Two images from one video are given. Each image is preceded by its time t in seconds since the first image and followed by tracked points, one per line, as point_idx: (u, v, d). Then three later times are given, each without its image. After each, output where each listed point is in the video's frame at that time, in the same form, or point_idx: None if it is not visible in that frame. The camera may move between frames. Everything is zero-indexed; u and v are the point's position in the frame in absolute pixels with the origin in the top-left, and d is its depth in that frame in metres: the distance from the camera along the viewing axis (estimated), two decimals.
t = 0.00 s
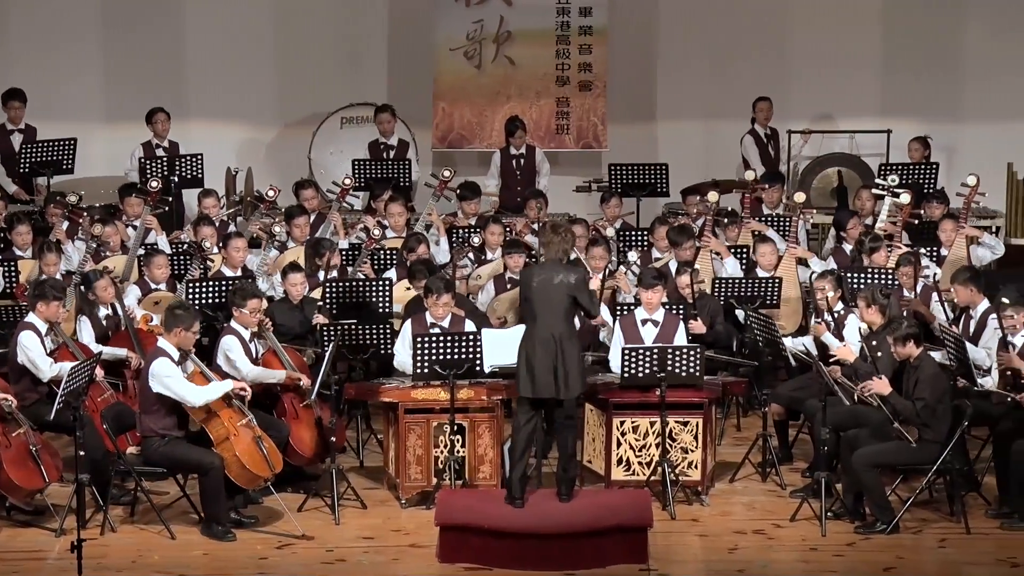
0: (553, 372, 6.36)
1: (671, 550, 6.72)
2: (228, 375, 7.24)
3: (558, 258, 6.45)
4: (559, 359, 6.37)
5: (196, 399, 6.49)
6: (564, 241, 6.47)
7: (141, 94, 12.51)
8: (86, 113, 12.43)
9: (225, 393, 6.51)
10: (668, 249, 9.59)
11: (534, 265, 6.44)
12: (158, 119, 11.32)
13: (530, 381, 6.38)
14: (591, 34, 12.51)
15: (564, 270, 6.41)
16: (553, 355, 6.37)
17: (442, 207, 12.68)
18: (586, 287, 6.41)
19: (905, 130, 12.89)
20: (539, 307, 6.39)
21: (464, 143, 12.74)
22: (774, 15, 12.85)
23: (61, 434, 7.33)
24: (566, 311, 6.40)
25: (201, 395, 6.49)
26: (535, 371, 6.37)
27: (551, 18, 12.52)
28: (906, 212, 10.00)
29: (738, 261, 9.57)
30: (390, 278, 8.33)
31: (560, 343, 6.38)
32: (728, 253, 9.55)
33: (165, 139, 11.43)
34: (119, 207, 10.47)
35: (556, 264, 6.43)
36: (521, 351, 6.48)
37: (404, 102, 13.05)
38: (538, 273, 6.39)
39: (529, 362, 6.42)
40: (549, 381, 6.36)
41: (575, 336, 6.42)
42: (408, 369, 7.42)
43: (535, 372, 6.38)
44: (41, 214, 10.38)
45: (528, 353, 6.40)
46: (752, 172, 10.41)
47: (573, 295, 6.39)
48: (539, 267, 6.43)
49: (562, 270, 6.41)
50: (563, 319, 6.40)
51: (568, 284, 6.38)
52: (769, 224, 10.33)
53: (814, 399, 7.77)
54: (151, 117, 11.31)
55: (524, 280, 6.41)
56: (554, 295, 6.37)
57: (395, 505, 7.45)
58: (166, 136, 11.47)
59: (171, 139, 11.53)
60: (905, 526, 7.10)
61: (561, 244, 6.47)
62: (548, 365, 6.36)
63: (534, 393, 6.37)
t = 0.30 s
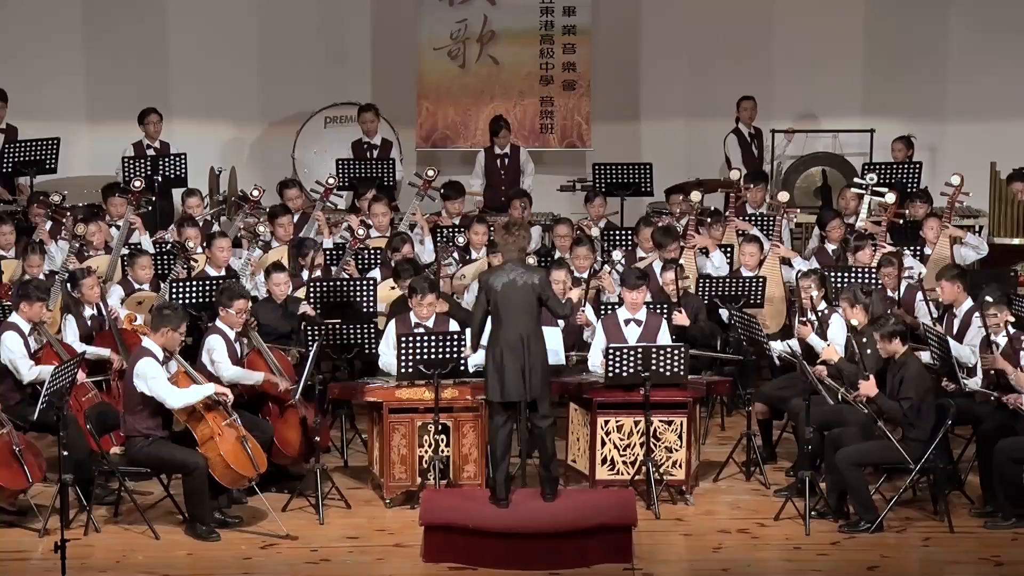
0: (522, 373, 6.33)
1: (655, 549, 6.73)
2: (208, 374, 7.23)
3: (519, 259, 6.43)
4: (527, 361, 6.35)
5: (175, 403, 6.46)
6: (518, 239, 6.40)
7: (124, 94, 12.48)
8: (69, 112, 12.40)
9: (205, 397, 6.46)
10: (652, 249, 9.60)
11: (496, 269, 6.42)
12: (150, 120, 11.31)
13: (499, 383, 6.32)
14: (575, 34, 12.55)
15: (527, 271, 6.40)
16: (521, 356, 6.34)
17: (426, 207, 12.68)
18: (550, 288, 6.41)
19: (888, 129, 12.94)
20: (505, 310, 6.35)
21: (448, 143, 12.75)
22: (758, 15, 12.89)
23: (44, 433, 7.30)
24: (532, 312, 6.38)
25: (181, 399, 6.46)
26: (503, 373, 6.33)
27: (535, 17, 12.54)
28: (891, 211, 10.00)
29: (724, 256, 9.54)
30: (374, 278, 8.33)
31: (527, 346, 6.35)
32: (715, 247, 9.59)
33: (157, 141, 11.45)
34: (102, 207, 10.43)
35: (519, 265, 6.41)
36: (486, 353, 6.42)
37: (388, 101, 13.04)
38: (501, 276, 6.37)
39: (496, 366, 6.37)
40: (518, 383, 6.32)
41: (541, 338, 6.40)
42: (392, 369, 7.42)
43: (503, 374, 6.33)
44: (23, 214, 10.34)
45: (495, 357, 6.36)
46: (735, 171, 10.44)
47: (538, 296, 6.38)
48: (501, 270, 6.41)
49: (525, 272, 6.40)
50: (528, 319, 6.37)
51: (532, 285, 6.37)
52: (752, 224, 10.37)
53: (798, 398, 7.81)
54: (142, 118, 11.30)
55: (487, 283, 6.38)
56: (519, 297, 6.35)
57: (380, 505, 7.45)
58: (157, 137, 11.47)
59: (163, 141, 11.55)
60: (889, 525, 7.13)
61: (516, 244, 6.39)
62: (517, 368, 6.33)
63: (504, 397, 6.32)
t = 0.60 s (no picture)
0: (494, 377, 6.18)
1: (640, 548, 6.74)
2: (193, 376, 7.20)
3: (493, 261, 6.24)
4: (500, 364, 6.19)
5: (154, 407, 6.46)
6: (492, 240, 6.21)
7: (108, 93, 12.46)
8: (53, 112, 12.38)
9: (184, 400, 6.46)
10: (637, 249, 9.56)
11: (469, 270, 6.25)
12: (138, 120, 11.28)
13: (467, 384, 6.21)
14: (559, 34, 12.61)
15: (501, 273, 6.22)
16: (490, 358, 6.19)
17: (411, 207, 12.68)
18: (525, 290, 6.23)
19: (872, 129, 12.98)
20: (477, 313, 6.19)
21: (433, 142, 12.76)
22: (742, 15, 12.92)
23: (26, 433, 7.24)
24: (506, 315, 6.22)
25: (160, 402, 6.47)
26: (471, 374, 6.20)
27: (519, 17, 12.55)
28: (876, 210, 10.09)
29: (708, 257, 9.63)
30: (359, 277, 8.32)
31: (501, 349, 6.19)
32: (698, 248, 9.64)
33: (144, 142, 11.41)
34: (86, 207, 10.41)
35: (494, 266, 6.23)
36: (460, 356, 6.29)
37: (373, 101, 13.03)
38: (474, 278, 6.20)
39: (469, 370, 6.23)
40: (490, 388, 6.19)
41: (516, 341, 6.24)
42: (378, 369, 7.41)
43: (471, 375, 6.21)
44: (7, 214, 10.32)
45: (468, 361, 6.22)
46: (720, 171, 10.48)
47: (512, 298, 6.20)
48: (475, 272, 6.24)
49: (499, 273, 6.22)
50: (501, 321, 6.21)
51: (506, 288, 6.20)
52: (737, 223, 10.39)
53: (783, 398, 7.83)
54: (131, 119, 11.27)
55: (460, 286, 6.22)
56: (492, 300, 6.18)
57: (365, 505, 7.44)
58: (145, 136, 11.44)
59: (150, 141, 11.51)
60: (873, 524, 7.16)
61: (488, 243, 6.21)
62: (489, 372, 6.18)
63: (476, 402, 6.20)
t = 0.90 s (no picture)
0: (484, 374, 6.18)
1: (627, 548, 6.75)
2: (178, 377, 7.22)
3: (479, 257, 6.22)
4: (490, 361, 6.19)
5: (135, 413, 6.47)
6: (477, 235, 6.22)
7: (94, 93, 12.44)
8: (38, 111, 12.34)
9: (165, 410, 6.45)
10: (623, 249, 9.63)
11: (455, 267, 6.22)
12: (124, 120, 11.25)
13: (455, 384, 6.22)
14: (545, 33, 12.63)
15: (488, 269, 6.20)
16: (479, 358, 6.19)
17: (397, 206, 12.68)
18: (512, 286, 6.22)
19: (859, 129, 13.01)
20: (465, 311, 6.17)
21: (419, 142, 12.77)
22: (728, 16, 12.95)
23: (12, 433, 7.21)
24: (494, 311, 6.21)
25: (141, 407, 6.47)
26: (459, 375, 6.21)
27: (505, 17, 12.57)
28: (863, 210, 10.14)
29: (695, 254, 9.68)
30: (346, 277, 8.31)
31: (490, 346, 6.19)
32: (685, 247, 9.66)
33: (130, 141, 11.37)
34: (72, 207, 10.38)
35: (480, 262, 6.21)
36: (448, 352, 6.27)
37: (360, 101, 13.02)
38: (461, 275, 6.18)
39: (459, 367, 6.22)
40: (480, 385, 6.19)
41: (504, 337, 6.24)
42: (364, 369, 7.42)
43: (459, 376, 6.21)
44: None
45: (457, 358, 6.21)
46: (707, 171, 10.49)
47: (500, 293, 6.19)
48: (461, 268, 6.21)
49: (486, 269, 6.20)
50: (490, 317, 6.20)
51: (493, 283, 6.18)
52: (724, 220, 10.43)
53: (770, 397, 7.85)
54: (116, 119, 11.25)
55: (446, 283, 6.18)
56: (480, 296, 6.17)
57: (352, 504, 7.44)
58: (131, 137, 11.41)
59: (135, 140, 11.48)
60: (860, 523, 7.18)
61: (475, 239, 6.22)
62: (479, 368, 6.18)
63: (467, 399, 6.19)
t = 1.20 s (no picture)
0: (470, 376, 6.19)
1: (612, 547, 6.76)
2: (163, 377, 7.22)
3: (465, 258, 6.23)
4: (476, 363, 6.20)
5: (121, 415, 6.47)
6: (464, 236, 6.22)
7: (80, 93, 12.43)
8: (22, 111, 12.31)
9: (148, 410, 6.48)
10: (609, 250, 9.59)
11: (442, 269, 6.24)
12: (108, 120, 11.21)
13: (442, 386, 6.23)
14: (530, 33, 12.62)
15: (474, 271, 6.21)
16: (467, 360, 6.20)
17: (383, 206, 12.67)
18: (499, 288, 6.21)
19: (843, 129, 13.05)
20: (451, 313, 6.18)
21: (405, 142, 12.78)
22: (713, 16, 12.98)
23: None
24: (481, 313, 6.21)
25: (127, 409, 6.47)
26: (447, 377, 6.22)
27: (491, 16, 12.56)
28: (850, 211, 10.19)
29: (681, 254, 9.71)
30: (331, 276, 8.32)
31: (477, 348, 6.20)
32: (670, 247, 9.70)
33: (114, 141, 11.34)
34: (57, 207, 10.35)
35: (467, 264, 6.22)
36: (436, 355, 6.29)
37: (345, 100, 13.00)
38: (448, 277, 6.19)
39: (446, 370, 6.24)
40: (466, 388, 6.20)
41: (492, 339, 6.24)
42: (349, 369, 7.41)
43: (447, 377, 6.22)
44: None
45: (444, 360, 6.22)
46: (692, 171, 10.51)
47: (486, 295, 6.19)
48: (448, 271, 6.23)
49: (472, 271, 6.21)
50: (477, 319, 6.19)
51: (480, 285, 6.18)
52: (710, 218, 10.47)
53: (755, 396, 7.87)
54: (100, 119, 11.21)
55: (433, 286, 6.20)
56: (466, 298, 6.17)
57: (337, 504, 7.44)
58: (115, 136, 11.38)
59: (119, 140, 11.45)
60: (845, 522, 7.21)
61: (460, 241, 6.22)
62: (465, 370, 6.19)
63: (453, 401, 6.20)
